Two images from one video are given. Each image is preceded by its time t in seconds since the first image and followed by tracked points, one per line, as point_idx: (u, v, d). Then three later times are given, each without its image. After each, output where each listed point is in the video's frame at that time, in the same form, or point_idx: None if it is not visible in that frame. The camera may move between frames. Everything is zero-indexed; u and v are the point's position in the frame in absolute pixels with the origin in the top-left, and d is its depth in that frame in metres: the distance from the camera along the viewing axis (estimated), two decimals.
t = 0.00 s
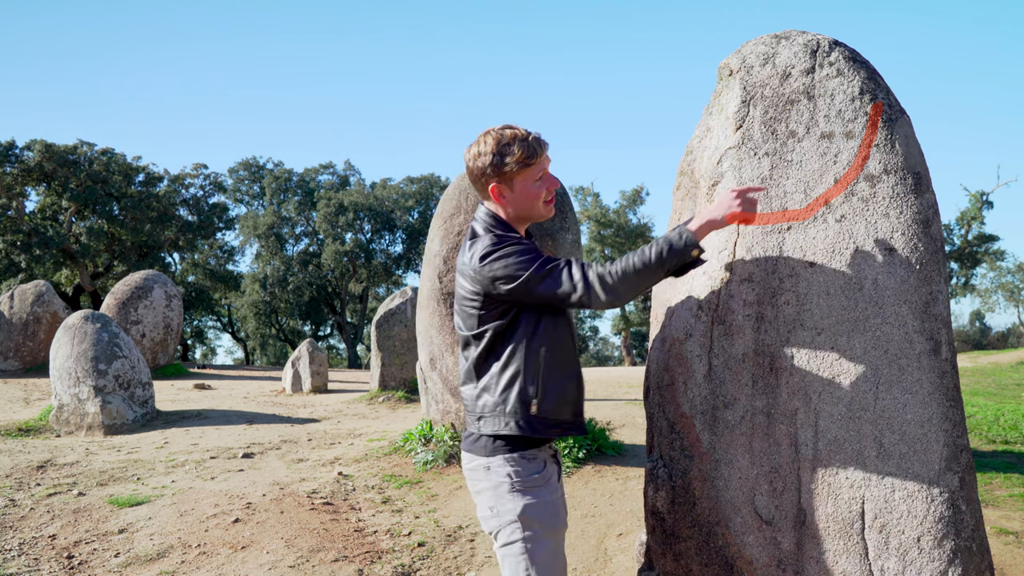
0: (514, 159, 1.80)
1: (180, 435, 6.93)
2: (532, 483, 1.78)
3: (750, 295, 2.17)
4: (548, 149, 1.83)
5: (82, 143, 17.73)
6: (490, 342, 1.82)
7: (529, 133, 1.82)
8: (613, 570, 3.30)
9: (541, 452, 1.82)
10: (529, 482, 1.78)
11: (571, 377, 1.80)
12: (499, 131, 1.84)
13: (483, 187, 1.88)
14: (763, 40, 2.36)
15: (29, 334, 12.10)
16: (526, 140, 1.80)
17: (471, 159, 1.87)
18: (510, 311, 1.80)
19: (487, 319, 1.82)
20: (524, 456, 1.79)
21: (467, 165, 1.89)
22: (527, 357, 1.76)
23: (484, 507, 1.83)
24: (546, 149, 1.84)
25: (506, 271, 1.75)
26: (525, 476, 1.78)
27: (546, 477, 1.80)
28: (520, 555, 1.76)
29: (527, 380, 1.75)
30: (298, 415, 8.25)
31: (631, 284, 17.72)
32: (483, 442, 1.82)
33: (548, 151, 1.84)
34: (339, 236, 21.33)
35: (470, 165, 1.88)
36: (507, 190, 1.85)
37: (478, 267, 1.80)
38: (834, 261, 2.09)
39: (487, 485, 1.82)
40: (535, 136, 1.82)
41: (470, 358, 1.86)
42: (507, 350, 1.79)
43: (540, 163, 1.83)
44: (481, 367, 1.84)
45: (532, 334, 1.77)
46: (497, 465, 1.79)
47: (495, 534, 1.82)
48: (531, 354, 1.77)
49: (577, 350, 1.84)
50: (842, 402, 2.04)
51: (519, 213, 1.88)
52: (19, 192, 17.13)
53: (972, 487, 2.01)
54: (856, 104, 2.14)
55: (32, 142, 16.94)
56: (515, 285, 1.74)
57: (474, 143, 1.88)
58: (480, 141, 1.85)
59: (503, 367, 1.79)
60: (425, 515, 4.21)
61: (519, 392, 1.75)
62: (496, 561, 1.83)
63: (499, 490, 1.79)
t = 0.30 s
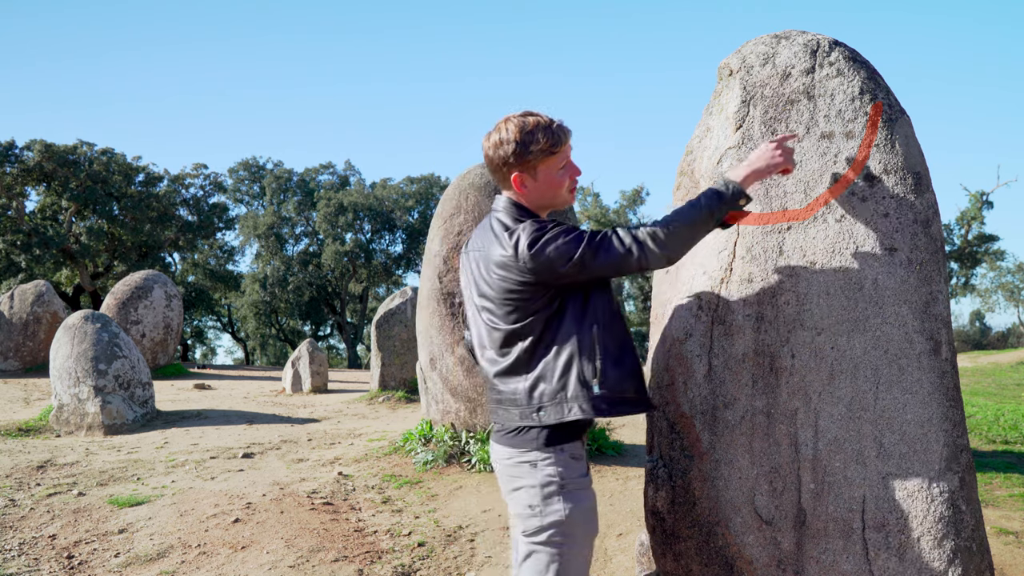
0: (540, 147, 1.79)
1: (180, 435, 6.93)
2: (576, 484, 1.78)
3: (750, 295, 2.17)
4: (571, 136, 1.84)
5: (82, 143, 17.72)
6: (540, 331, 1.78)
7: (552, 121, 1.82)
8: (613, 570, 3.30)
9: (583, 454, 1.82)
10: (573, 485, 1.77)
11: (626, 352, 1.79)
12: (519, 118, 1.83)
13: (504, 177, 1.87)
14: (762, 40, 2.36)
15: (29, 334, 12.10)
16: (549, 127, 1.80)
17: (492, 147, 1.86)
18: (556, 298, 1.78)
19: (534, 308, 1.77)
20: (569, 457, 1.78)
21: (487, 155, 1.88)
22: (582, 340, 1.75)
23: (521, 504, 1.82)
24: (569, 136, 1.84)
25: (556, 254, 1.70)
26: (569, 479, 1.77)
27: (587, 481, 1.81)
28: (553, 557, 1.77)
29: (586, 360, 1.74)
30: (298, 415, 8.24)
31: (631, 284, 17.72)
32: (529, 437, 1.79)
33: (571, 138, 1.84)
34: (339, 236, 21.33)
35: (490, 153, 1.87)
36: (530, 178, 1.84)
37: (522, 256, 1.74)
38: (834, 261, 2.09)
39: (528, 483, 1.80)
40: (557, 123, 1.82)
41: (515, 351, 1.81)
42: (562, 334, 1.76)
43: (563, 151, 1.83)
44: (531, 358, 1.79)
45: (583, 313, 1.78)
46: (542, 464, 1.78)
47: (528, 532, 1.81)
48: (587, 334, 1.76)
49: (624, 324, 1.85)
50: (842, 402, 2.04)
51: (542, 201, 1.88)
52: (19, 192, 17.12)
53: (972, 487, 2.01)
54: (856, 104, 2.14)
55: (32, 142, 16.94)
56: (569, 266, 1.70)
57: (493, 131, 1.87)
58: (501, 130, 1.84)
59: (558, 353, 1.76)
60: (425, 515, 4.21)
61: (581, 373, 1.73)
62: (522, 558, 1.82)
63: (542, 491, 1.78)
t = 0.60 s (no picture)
0: (555, 142, 1.79)
1: (180, 435, 6.93)
2: (596, 488, 1.78)
3: (751, 295, 2.17)
4: (589, 132, 1.83)
5: (82, 143, 17.73)
6: (562, 329, 1.77)
7: (569, 115, 1.81)
8: (614, 570, 3.31)
9: (603, 459, 1.83)
10: (593, 489, 1.78)
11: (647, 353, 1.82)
12: (539, 111, 1.83)
13: (520, 169, 1.87)
14: (763, 40, 2.36)
15: (29, 334, 12.10)
16: (567, 121, 1.79)
17: (509, 139, 1.86)
18: (577, 296, 1.78)
19: (556, 306, 1.77)
20: (590, 460, 1.79)
21: (505, 146, 1.88)
22: (605, 340, 1.76)
23: (539, 506, 1.81)
24: (587, 131, 1.82)
25: (580, 251, 1.69)
26: (590, 483, 1.78)
27: (606, 487, 1.82)
28: (568, 561, 1.77)
29: (612, 360, 1.75)
30: (298, 415, 8.24)
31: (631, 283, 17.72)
32: (551, 438, 1.79)
33: (588, 133, 1.83)
34: (339, 236, 21.33)
35: (508, 144, 1.87)
36: (546, 173, 1.85)
37: (545, 253, 1.73)
38: (834, 261, 2.09)
39: (547, 486, 1.79)
40: (577, 117, 1.81)
41: (536, 350, 1.80)
42: (585, 332, 1.77)
43: (580, 147, 1.82)
44: (552, 357, 1.78)
45: (606, 312, 1.79)
46: (563, 466, 1.78)
47: (544, 535, 1.80)
48: (610, 333, 1.77)
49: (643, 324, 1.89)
50: (842, 402, 2.04)
51: (558, 196, 1.88)
52: (19, 192, 17.12)
53: (972, 487, 2.00)
54: (856, 104, 2.14)
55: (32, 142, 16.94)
56: (593, 263, 1.69)
57: (513, 122, 1.87)
58: (520, 121, 1.83)
59: (580, 354, 1.76)
60: (425, 515, 4.21)
61: (605, 375, 1.74)
62: (534, 560, 1.82)
63: (562, 494, 1.77)
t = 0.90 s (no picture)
0: (523, 145, 1.81)
1: (180, 435, 6.93)
2: (594, 491, 1.78)
3: (751, 295, 2.17)
4: (564, 139, 1.77)
5: (82, 143, 17.73)
6: (553, 333, 1.78)
7: (546, 121, 1.79)
8: (614, 570, 3.31)
9: (603, 461, 1.82)
10: (592, 491, 1.78)
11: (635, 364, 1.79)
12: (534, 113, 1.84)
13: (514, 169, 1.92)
14: (763, 40, 2.35)
15: (29, 334, 12.10)
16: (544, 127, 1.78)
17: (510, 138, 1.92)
18: (572, 301, 1.77)
19: (549, 311, 1.78)
20: (589, 462, 1.78)
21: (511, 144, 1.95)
22: (594, 346, 1.74)
23: (538, 507, 1.81)
24: (563, 139, 1.77)
25: (575, 260, 1.70)
26: (590, 485, 1.78)
27: (606, 489, 1.82)
28: (567, 563, 1.77)
29: (596, 369, 1.73)
30: (298, 415, 8.24)
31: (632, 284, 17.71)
32: (549, 440, 1.79)
33: (564, 141, 1.77)
34: (339, 236, 21.32)
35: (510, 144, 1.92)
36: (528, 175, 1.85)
37: (540, 257, 1.74)
38: (834, 261, 2.09)
39: (546, 487, 1.80)
40: (554, 125, 1.77)
41: (528, 352, 1.81)
42: (574, 338, 1.76)
43: (551, 154, 1.78)
44: (543, 360, 1.79)
45: (597, 318, 1.77)
46: (562, 468, 1.78)
47: (543, 537, 1.80)
48: (597, 341, 1.75)
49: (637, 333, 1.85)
50: (842, 402, 2.04)
51: (539, 202, 1.85)
52: (19, 192, 17.11)
53: (972, 487, 2.00)
54: (855, 104, 2.14)
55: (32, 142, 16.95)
56: (587, 272, 1.69)
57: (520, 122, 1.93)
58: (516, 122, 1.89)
59: (568, 358, 1.76)
60: (425, 515, 4.21)
61: (589, 383, 1.72)
62: (533, 560, 1.82)
63: (561, 496, 1.77)
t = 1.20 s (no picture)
0: (515, 145, 1.81)
1: (180, 435, 6.93)
2: (591, 492, 1.78)
3: (751, 295, 2.17)
4: (555, 138, 1.77)
5: (82, 143, 17.73)
6: (552, 331, 1.78)
7: (536, 121, 1.79)
8: (613, 570, 3.30)
9: (600, 462, 1.82)
10: (589, 492, 1.78)
11: (636, 359, 1.79)
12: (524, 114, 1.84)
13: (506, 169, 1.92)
14: (763, 40, 2.35)
15: (29, 334, 12.10)
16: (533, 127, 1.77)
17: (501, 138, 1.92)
18: (570, 298, 1.78)
19: (546, 308, 1.77)
20: (587, 464, 1.78)
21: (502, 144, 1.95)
22: (593, 342, 1.74)
23: (535, 509, 1.82)
24: (554, 138, 1.77)
25: (570, 255, 1.70)
26: (586, 486, 1.78)
27: (604, 489, 1.81)
28: (564, 564, 1.77)
29: (598, 365, 1.73)
30: (298, 415, 8.24)
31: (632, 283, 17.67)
32: (547, 441, 1.79)
33: (556, 140, 1.77)
34: (339, 236, 21.32)
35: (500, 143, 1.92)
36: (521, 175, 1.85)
37: (535, 255, 1.74)
38: (834, 261, 2.09)
39: (544, 489, 1.80)
40: (547, 125, 1.77)
41: (526, 353, 1.81)
42: (574, 334, 1.76)
43: (542, 153, 1.78)
44: (542, 359, 1.79)
45: (596, 314, 1.77)
46: (558, 469, 1.78)
47: (540, 538, 1.80)
48: (598, 336, 1.75)
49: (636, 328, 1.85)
50: (842, 402, 2.04)
51: (532, 202, 1.85)
52: (19, 192, 17.12)
53: (972, 487, 2.00)
54: (856, 104, 2.14)
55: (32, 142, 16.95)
56: (582, 267, 1.69)
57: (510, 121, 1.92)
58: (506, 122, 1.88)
59: (568, 356, 1.76)
60: (425, 515, 4.21)
61: (591, 380, 1.72)
62: (531, 562, 1.82)
63: (558, 497, 1.77)
